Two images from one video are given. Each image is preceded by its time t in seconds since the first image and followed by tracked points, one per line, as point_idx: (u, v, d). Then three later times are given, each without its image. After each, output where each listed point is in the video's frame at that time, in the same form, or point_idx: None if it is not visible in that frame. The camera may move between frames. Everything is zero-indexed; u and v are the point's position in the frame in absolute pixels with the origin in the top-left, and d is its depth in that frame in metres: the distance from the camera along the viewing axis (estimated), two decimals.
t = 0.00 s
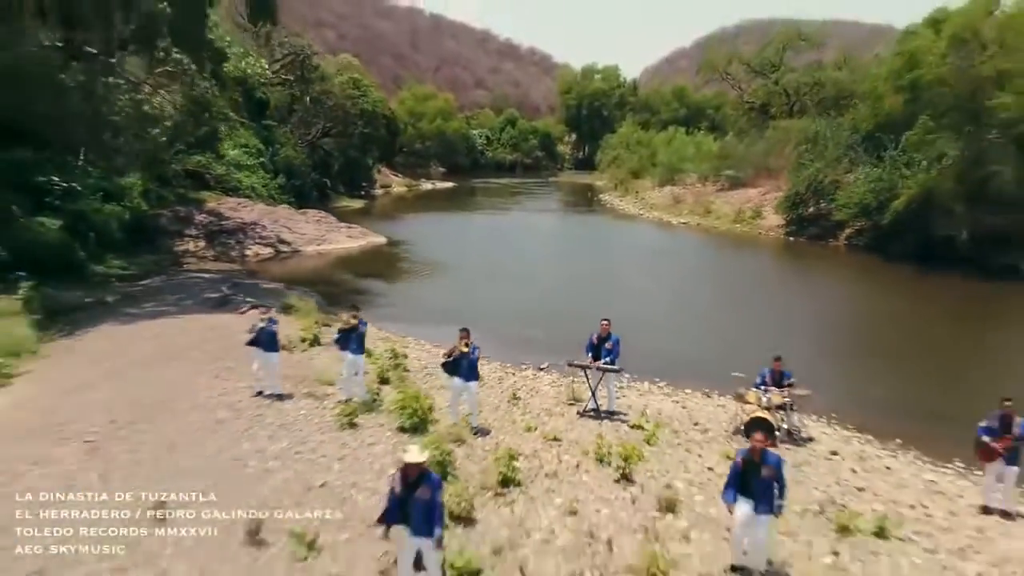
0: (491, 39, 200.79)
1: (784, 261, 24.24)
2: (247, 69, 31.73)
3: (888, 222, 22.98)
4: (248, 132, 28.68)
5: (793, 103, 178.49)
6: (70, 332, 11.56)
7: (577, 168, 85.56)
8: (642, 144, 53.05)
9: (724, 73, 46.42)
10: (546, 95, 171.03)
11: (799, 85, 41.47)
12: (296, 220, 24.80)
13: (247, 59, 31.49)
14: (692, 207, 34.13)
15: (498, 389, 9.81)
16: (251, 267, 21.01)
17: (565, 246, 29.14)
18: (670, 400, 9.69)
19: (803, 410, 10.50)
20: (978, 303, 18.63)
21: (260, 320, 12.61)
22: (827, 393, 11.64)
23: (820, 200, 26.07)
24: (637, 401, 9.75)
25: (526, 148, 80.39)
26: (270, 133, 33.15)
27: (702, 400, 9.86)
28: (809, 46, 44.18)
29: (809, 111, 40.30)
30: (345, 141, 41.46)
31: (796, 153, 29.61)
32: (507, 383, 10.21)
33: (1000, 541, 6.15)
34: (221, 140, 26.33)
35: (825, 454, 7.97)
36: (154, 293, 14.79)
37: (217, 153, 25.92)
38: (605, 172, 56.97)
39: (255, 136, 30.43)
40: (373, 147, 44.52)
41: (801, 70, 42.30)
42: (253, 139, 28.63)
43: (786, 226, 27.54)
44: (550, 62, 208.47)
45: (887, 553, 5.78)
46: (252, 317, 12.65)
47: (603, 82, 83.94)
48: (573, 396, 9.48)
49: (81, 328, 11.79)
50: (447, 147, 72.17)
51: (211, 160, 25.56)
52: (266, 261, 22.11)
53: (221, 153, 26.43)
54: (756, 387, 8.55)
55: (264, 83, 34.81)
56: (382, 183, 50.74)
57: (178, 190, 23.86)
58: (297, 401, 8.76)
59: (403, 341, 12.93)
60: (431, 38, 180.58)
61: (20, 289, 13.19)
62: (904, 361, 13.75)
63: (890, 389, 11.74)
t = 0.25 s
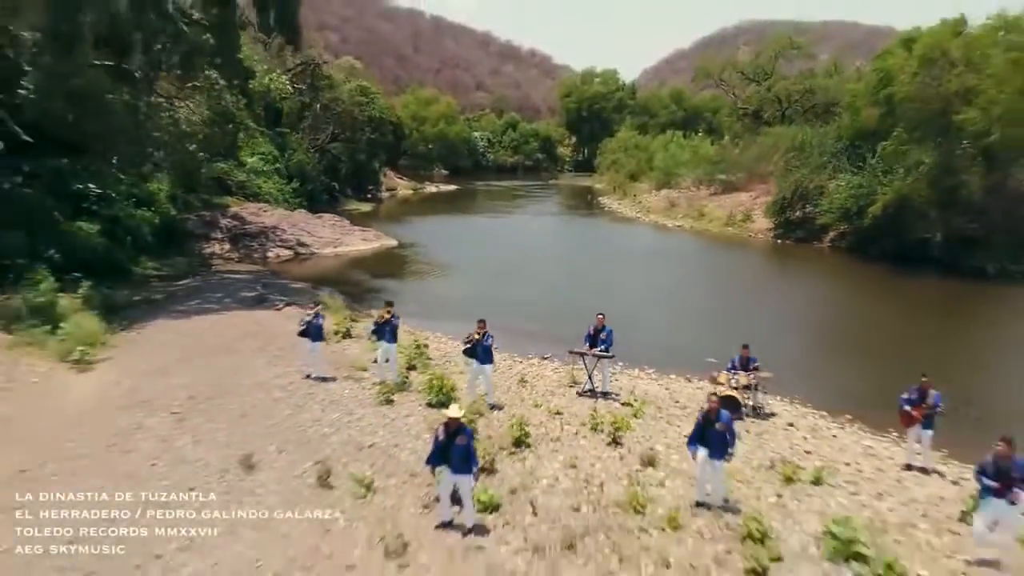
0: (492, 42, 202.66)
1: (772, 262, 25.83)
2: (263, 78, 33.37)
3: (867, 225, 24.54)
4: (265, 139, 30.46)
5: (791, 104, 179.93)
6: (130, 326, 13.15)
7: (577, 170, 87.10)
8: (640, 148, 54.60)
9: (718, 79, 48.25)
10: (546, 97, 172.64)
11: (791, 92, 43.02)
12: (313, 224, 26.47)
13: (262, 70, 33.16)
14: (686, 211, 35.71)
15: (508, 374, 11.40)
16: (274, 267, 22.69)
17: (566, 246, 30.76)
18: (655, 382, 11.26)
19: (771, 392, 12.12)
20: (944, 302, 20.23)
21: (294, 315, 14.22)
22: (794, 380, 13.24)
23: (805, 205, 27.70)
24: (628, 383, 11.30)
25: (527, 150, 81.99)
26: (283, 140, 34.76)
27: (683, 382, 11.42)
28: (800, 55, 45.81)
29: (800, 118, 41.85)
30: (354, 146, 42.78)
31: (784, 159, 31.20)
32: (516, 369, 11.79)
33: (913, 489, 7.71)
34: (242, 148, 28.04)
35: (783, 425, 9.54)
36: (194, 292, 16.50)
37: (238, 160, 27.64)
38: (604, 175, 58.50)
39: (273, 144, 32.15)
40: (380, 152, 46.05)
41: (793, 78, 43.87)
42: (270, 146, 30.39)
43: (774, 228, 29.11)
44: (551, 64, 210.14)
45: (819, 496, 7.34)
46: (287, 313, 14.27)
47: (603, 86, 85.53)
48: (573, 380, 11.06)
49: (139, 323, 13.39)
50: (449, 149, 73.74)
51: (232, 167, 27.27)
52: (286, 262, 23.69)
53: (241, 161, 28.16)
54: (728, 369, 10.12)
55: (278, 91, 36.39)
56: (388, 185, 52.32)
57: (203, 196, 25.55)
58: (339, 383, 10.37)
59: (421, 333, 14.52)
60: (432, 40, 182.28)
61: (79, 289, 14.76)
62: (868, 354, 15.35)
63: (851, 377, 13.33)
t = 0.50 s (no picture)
0: (492, 43, 204.41)
1: (761, 264, 27.47)
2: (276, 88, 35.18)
3: (848, 229, 26.21)
4: (279, 147, 32.20)
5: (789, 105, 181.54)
6: (179, 323, 14.79)
7: (577, 172, 88.82)
8: (638, 151, 56.29)
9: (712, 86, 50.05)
10: (546, 98, 174.35)
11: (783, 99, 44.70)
12: (328, 228, 28.18)
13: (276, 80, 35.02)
14: (681, 215, 37.38)
15: (515, 363, 13.03)
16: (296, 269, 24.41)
17: (567, 248, 32.41)
18: (643, 369, 12.90)
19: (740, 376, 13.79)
20: (915, 302, 21.86)
21: (322, 312, 15.86)
22: (769, 372, 14.90)
23: (790, 210, 29.39)
24: (620, 370, 12.94)
25: (528, 153, 83.65)
26: (296, 146, 36.51)
27: (668, 370, 13.06)
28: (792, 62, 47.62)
29: (791, 124, 43.54)
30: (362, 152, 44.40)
31: (773, 165, 32.87)
32: (522, 359, 13.42)
33: (853, 453, 9.32)
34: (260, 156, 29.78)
35: (752, 404, 11.16)
36: (227, 291, 18.20)
37: (256, 167, 29.39)
38: (603, 178, 60.18)
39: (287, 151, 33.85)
40: (386, 156, 47.75)
41: (785, 85, 45.56)
42: (284, 154, 32.12)
43: (763, 231, 30.76)
44: (551, 65, 211.85)
45: (772, 458, 8.96)
46: (316, 310, 15.92)
47: (602, 89, 87.24)
48: (572, 368, 12.68)
49: (186, 319, 15.06)
50: (452, 152, 75.45)
51: (251, 174, 29.00)
52: (305, 264, 25.33)
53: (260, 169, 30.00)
54: (707, 358, 11.75)
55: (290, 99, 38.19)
56: (394, 189, 53.99)
57: (226, 202, 27.25)
58: (369, 370, 12.03)
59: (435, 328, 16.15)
60: (433, 42, 184.02)
61: (127, 290, 16.42)
62: (837, 351, 17.00)
63: (820, 370, 14.98)
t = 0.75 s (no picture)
0: (493, 46, 206.16)
1: (749, 266, 29.15)
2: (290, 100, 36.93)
3: (829, 233, 27.90)
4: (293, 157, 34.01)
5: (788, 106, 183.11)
6: (217, 320, 16.46)
7: (576, 175, 90.53)
8: (635, 155, 58.00)
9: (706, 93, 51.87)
10: (546, 101, 176.08)
11: (774, 106, 46.40)
12: (341, 232, 30.07)
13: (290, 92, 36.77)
14: (675, 219, 39.08)
15: (518, 356, 14.71)
16: (314, 270, 26.15)
17: (567, 251, 34.09)
18: (632, 362, 14.58)
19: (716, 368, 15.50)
20: (887, 304, 23.51)
21: (343, 311, 17.54)
22: (748, 367, 16.60)
23: (777, 215, 31.16)
24: (611, 363, 14.61)
25: (528, 156, 85.35)
26: (307, 153, 38.22)
27: (654, 362, 14.73)
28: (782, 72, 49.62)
29: (782, 131, 45.24)
30: (370, 158, 46.12)
31: (761, 172, 34.57)
32: (524, 352, 15.10)
33: (806, 429, 10.99)
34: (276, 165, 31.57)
35: (725, 390, 12.84)
36: (255, 293, 19.99)
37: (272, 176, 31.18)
38: (602, 181, 61.87)
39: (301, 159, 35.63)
40: (392, 162, 49.44)
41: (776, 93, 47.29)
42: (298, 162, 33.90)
43: (752, 235, 32.45)
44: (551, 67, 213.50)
45: (736, 433, 10.63)
46: (337, 310, 17.60)
47: (601, 93, 88.95)
48: (568, 360, 14.35)
49: (223, 317, 16.80)
50: (454, 156, 77.14)
51: (268, 183, 30.80)
52: (319, 266, 27.03)
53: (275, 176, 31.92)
54: (686, 352, 13.42)
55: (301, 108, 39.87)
56: (399, 193, 55.67)
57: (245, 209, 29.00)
58: (391, 361, 13.72)
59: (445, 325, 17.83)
60: (434, 45, 185.75)
61: (166, 292, 18.15)
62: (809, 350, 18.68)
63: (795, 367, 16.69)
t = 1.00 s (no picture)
0: (493, 48, 207.87)
1: (738, 269, 30.90)
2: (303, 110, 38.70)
3: (812, 238, 29.62)
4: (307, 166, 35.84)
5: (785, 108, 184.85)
6: (248, 321, 18.20)
7: (575, 178, 92.19)
8: (632, 160, 59.69)
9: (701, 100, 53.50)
10: (546, 103, 177.75)
11: (766, 114, 48.09)
12: (352, 238, 31.96)
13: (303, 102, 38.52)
14: (669, 223, 40.79)
15: (521, 352, 16.41)
16: (328, 273, 27.96)
17: (566, 254, 35.85)
18: (623, 357, 16.28)
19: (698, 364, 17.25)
20: (863, 305, 25.26)
21: (361, 312, 19.25)
22: (731, 365, 18.36)
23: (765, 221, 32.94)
24: (604, 358, 16.31)
25: (528, 159, 87.07)
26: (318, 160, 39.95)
27: (643, 358, 16.43)
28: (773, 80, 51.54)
29: (773, 138, 46.94)
30: (375, 163, 47.82)
31: (750, 179, 36.31)
32: (526, 349, 16.81)
33: (771, 414, 12.69)
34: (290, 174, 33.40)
35: (704, 381, 14.56)
36: (278, 294, 21.77)
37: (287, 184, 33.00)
38: (600, 185, 63.56)
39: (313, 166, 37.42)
40: (397, 167, 51.13)
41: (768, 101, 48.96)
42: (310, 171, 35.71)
43: (741, 239, 34.19)
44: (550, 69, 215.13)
45: (710, 417, 12.33)
46: (356, 310, 19.31)
47: (600, 97, 90.63)
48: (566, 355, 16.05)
49: (252, 317, 18.57)
50: (456, 160, 78.82)
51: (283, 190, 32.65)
52: (333, 269, 28.78)
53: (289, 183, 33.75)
54: (671, 348, 15.12)
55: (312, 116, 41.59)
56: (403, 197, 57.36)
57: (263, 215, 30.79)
58: (407, 356, 15.43)
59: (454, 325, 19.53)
60: (435, 48, 187.46)
61: (199, 294, 19.90)
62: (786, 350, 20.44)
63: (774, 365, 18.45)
